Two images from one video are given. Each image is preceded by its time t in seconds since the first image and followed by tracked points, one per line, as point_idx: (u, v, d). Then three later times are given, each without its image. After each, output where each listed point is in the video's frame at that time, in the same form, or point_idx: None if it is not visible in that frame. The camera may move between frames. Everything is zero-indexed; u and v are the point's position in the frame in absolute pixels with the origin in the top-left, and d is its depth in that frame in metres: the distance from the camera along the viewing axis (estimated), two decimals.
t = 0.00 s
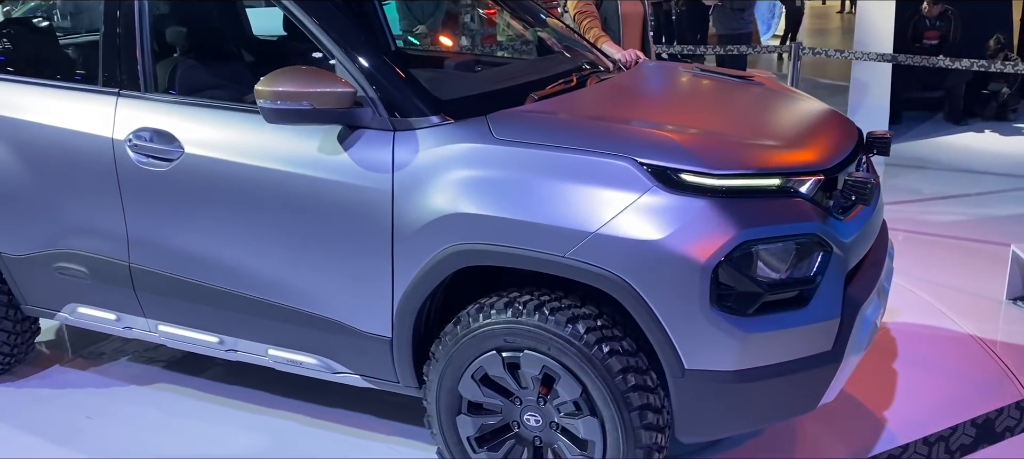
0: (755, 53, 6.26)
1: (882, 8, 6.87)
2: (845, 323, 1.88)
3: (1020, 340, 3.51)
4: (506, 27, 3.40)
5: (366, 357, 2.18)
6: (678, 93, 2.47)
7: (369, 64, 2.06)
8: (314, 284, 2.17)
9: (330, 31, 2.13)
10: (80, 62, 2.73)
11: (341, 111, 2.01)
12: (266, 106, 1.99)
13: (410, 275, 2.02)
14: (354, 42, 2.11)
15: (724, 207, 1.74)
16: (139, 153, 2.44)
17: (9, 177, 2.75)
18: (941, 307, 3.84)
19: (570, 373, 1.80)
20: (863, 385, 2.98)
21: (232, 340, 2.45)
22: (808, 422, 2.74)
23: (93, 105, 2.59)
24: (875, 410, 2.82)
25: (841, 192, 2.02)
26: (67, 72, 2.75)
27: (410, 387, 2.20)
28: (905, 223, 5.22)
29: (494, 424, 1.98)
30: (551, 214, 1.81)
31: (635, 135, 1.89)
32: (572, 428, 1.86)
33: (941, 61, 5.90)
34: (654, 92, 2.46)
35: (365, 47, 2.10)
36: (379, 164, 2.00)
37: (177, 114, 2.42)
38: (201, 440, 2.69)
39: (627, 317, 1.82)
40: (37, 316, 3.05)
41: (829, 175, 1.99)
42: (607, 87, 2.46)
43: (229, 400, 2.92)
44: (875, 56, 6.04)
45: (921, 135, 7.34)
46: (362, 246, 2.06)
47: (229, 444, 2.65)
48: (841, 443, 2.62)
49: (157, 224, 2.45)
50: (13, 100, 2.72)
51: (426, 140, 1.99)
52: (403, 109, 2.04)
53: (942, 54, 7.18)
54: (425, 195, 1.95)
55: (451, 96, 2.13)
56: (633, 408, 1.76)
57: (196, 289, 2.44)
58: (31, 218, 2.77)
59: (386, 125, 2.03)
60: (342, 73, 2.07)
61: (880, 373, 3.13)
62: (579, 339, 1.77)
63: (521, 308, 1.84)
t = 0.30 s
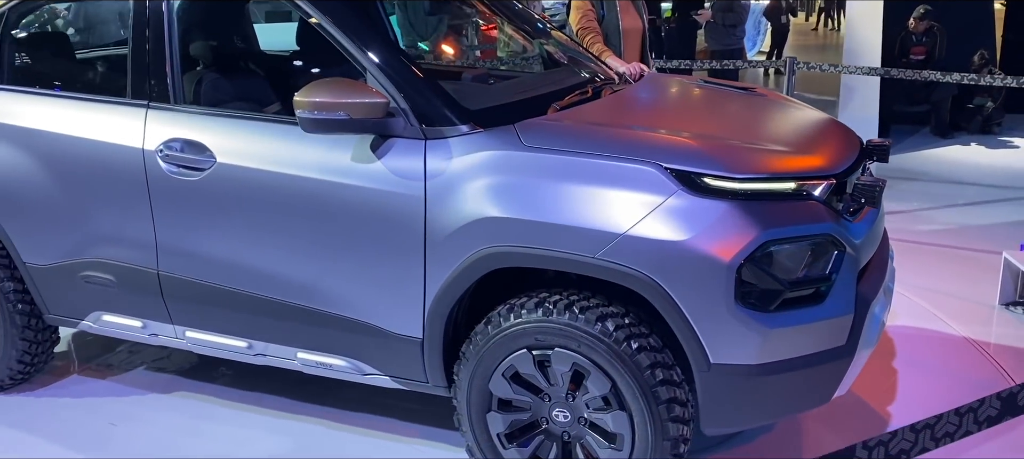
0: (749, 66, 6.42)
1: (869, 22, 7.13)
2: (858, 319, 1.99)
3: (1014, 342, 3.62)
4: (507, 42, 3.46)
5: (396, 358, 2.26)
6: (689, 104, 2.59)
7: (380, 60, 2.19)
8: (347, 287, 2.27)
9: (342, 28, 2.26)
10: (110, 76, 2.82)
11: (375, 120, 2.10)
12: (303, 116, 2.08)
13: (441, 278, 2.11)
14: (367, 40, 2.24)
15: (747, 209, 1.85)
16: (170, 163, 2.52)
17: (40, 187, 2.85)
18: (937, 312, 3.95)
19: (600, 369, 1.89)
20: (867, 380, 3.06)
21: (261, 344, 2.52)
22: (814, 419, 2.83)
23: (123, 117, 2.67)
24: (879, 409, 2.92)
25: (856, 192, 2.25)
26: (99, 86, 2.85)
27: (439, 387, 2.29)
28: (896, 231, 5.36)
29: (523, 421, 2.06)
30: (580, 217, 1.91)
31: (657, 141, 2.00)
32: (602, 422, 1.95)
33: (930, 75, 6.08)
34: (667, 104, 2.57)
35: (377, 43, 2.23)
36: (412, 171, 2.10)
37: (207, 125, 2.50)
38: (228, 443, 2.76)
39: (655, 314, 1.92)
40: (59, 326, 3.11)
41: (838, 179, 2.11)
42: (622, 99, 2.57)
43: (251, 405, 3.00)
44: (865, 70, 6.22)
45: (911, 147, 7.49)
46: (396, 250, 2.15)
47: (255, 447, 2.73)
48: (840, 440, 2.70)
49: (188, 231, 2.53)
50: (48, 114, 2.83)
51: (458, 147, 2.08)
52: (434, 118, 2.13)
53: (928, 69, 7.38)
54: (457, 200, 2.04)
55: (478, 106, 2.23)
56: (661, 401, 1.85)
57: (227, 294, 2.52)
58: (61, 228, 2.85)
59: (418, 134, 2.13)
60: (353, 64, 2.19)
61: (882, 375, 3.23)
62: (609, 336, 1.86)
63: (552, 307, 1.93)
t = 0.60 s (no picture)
0: (744, 81, 6.55)
1: (859, 38, 7.38)
2: (864, 322, 2.11)
3: (1007, 348, 3.72)
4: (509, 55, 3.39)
5: (421, 362, 2.35)
6: (698, 117, 2.71)
7: (387, 58, 2.32)
8: (374, 294, 2.35)
9: (351, 31, 2.40)
10: (133, 90, 2.91)
11: (404, 132, 2.19)
12: (336, 129, 2.17)
13: (467, 284, 2.20)
14: (375, 41, 2.38)
15: (763, 216, 1.95)
16: (197, 175, 2.59)
17: (65, 199, 2.93)
18: (931, 320, 4.06)
19: (624, 370, 1.98)
20: (869, 382, 3.19)
21: (286, 351, 2.59)
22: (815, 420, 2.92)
23: (150, 131, 2.75)
24: (879, 410, 3.01)
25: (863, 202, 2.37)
26: (122, 99, 2.93)
27: (462, 390, 2.37)
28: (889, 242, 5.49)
29: (547, 421, 2.14)
30: (604, 224, 2.00)
31: (674, 151, 2.10)
32: (625, 421, 2.03)
33: (920, 90, 6.22)
34: (676, 117, 2.69)
35: (385, 44, 2.36)
36: (439, 181, 2.19)
37: (233, 137, 2.57)
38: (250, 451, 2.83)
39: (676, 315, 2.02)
40: (78, 336, 3.17)
41: (844, 187, 2.23)
42: (634, 113, 2.69)
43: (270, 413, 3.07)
44: (856, 85, 6.36)
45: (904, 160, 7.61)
46: (423, 258, 2.24)
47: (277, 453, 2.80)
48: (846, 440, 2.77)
49: (213, 241, 2.60)
50: (73, 127, 2.92)
51: (483, 158, 2.18)
52: (459, 130, 2.23)
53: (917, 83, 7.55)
54: (483, 209, 2.13)
55: (499, 119, 2.33)
56: (682, 399, 1.94)
57: (251, 302, 2.59)
58: (83, 238, 2.92)
59: (444, 145, 2.22)
60: (361, 61, 2.32)
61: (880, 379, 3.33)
62: (632, 338, 1.95)
63: (577, 311, 2.01)
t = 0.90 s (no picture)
0: (740, 95, 6.66)
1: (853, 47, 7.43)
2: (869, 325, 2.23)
3: (999, 354, 3.83)
4: (515, 70, 3.38)
5: (442, 367, 2.43)
6: (704, 130, 2.83)
7: (394, 60, 2.54)
8: (396, 302, 2.43)
9: (360, 36, 2.62)
10: (154, 104, 2.97)
11: (426, 144, 2.27)
12: (362, 141, 2.25)
13: (488, 290, 2.29)
14: (382, 43, 2.60)
15: (773, 223, 2.06)
16: (220, 186, 2.66)
17: (86, 211, 2.99)
18: (926, 328, 4.15)
19: (642, 372, 2.06)
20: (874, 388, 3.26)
21: (306, 358, 2.66)
22: (815, 422, 3.00)
23: (173, 144, 2.82)
24: (877, 412, 3.09)
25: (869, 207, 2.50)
26: (143, 112, 2.99)
27: (481, 394, 2.45)
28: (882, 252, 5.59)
29: (566, 423, 2.22)
30: (623, 232, 2.10)
31: (686, 162, 2.21)
32: (641, 422, 2.11)
33: (910, 104, 6.35)
34: (683, 130, 2.81)
35: (392, 48, 2.58)
36: (461, 191, 2.28)
37: (255, 149, 2.64)
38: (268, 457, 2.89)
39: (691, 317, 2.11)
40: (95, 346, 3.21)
41: (849, 196, 2.34)
42: (643, 126, 2.80)
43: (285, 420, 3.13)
44: (848, 98, 6.50)
45: (896, 172, 7.73)
46: (445, 265, 2.33)
47: None
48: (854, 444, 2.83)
49: (234, 250, 2.67)
50: (95, 140, 2.99)
51: (504, 168, 2.26)
52: (479, 142, 2.31)
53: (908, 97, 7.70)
54: (506, 218, 2.22)
55: (517, 131, 2.42)
56: (699, 400, 2.02)
57: (272, 310, 2.65)
58: (104, 250, 2.98)
59: (465, 157, 2.31)
60: (370, 65, 2.54)
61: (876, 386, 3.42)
62: (649, 340, 2.03)
63: (596, 315, 2.09)
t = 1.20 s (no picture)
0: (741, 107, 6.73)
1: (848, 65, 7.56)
2: (877, 329, 2.32)
3: (997, 361, 3.90)
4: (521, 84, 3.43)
5: (461, 373, 2.49)
6: (711, 142, 2.92)
7: (399, 62, 2.65)
8: (417, 309, 2.49)
9: (368, 40, 2.72)
10: (174, 115, 3.03)
11: (448, 155, 2.35)
12: (387, 153, 2.32)
13: (509, 297, 2.36)
14: (388, 47, 2.70)
15: (786, 232, 2.15)
16: (242, 197, 2.72)
17: (105, 221, 3.05)
18: (924, 337, 4.22)
19: (660, 376, 2.12)
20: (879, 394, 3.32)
21: (326, 365, 2.72)
22: (817, 428, 3.05)
23: (195, 156, 2.88)
24: (877, 417, 3.16)
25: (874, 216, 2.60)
26: (162, 124, 3.05)
27: (499, 399, 2.51)
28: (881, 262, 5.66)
29: (585, 426, 2.28)
30: (638, 240, 2.19)
31: (700, 172, 2.30)
32: (659, 425, 2.18)
33: (907, 117, 6.45)
34: (692, 142, 2.90)
35: (397, 50, 2.69)
36: (481, 200, 2.35)
37: (276, 160, 2.70)
38: None
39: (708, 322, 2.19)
40: (113, 355, 3.24)
41: (856, 205, 2.43)
42: (653, 138, 2.89)
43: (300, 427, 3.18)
44: (846, 111, 6.59)
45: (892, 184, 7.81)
46: (467, 272, 2.40)
47: None
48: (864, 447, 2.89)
49: (255, 260, 2.72)
50: (117, 152, 3.05)
51: (523, 178, 2.34)
52: (499, 153, 2.39)
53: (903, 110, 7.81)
54: (527, 226, 2.30)
55: (535, 143, 2.50)
56: (716, 402, 2.10)
57: (292, 318, 2.70)
58: (123, 260, 3.03)
59: (485, 168, 2.38)
60: (376, 67, 2.64)
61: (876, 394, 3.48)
62: (668, 345, 2.10)
63: (615, 321, 2.15)
